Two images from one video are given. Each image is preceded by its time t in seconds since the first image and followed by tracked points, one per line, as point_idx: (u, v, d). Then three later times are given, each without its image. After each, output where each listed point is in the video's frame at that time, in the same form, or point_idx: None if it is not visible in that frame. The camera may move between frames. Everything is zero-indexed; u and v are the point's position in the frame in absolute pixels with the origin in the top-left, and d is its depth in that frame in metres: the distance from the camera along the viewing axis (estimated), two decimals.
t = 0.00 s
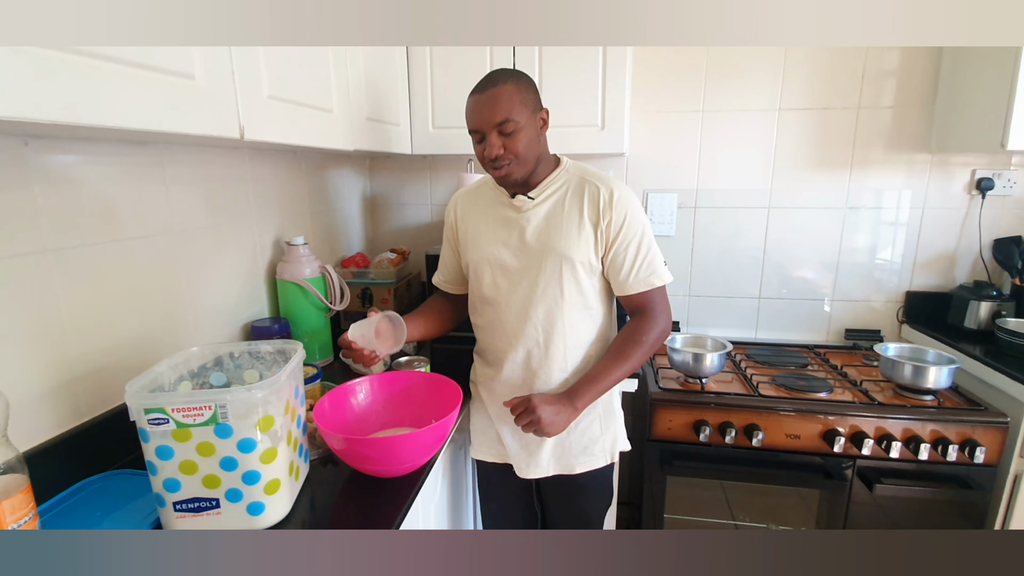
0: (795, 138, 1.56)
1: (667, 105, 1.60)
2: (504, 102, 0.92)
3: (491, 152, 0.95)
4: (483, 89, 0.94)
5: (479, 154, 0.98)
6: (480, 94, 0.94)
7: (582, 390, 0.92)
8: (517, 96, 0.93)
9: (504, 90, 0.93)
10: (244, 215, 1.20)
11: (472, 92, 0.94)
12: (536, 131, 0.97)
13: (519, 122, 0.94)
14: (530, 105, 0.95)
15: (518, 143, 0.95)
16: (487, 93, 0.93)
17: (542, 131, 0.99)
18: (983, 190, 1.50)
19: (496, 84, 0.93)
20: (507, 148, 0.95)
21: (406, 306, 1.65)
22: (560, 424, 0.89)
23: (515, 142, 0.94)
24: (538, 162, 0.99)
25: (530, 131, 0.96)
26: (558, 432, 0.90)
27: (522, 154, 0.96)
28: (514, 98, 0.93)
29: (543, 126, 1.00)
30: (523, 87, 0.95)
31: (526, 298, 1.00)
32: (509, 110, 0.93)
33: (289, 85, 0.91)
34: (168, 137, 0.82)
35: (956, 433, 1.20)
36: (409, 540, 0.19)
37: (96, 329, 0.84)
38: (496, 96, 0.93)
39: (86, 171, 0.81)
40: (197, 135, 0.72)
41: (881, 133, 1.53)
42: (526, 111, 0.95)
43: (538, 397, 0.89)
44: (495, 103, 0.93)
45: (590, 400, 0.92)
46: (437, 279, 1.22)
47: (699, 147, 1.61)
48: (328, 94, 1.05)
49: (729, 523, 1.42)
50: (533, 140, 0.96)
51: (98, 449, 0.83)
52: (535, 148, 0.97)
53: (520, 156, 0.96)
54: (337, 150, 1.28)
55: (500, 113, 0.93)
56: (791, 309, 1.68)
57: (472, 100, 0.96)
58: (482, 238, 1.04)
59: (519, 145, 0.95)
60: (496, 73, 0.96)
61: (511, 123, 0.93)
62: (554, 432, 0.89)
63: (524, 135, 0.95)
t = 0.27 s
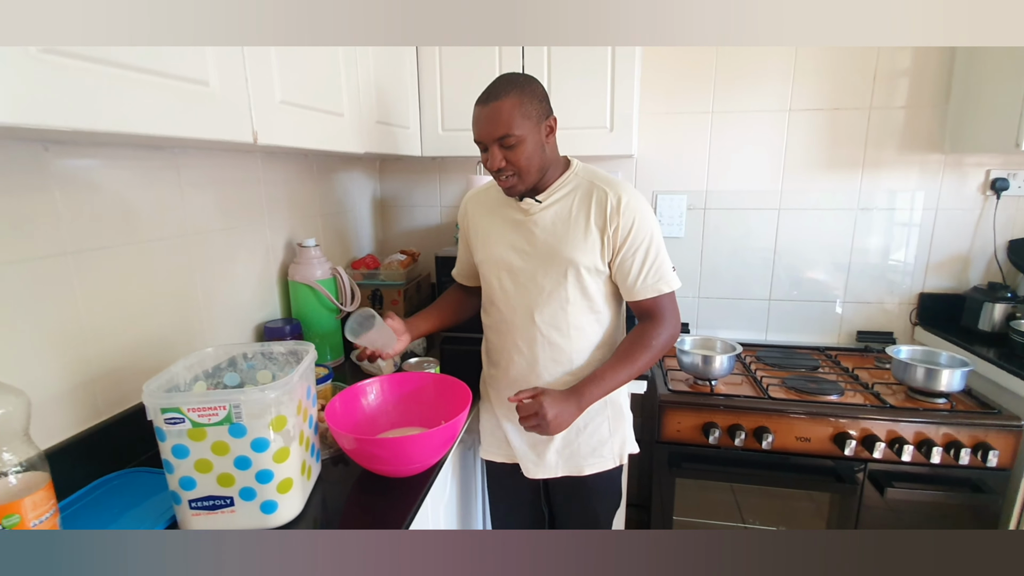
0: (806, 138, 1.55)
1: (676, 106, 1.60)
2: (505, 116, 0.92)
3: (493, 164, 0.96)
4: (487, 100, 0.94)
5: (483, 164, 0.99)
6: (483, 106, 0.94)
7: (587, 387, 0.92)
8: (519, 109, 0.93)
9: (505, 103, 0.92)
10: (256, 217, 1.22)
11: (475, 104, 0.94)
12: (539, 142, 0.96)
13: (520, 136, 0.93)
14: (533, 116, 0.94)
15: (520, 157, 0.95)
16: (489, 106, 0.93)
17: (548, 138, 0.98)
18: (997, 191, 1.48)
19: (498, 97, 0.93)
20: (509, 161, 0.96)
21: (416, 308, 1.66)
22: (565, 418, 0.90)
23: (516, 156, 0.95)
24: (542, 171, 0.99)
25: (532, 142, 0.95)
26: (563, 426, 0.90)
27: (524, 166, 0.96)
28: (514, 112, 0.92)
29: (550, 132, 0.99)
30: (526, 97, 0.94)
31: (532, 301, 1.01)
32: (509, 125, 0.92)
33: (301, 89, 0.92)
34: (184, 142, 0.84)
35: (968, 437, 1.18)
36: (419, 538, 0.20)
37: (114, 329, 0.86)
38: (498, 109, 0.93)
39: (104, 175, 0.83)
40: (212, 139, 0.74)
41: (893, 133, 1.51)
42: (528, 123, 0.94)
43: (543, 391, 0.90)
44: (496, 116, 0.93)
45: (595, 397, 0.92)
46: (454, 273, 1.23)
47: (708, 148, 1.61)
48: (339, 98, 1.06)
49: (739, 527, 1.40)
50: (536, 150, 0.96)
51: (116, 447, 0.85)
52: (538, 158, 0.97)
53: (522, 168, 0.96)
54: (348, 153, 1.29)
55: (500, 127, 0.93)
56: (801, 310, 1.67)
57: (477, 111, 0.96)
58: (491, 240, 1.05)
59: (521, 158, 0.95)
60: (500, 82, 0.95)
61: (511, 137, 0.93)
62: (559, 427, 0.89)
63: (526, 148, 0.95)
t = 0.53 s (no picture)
0: (814, 137, 1.55)
1: (683, 107, 1.60)
2: (515, 116, 0.93)
3: (502, 164, 0.97)
4: (498, 100, 0.96)
5: (493, 164, 1.00)
6: (494, 106, 0.95)
7: (569, 352, 0.93)
8: (529, 109, 0.94)
9: (516, 103, 0.93)
10: (267, 221, 1.23)
11: (486, 105, 0.95)
12: (548, 143, 0.97)
13: (529, 136, 0.94)
14: (543, 117, 0.95)
15: (529, 157, 0.96)
16: (500, 106, 0.94)
17: (558, 140, 0.99)
18: (1008, 189, 1.47)
19: (509, 97, 0.93)
20: (518, 161, 0.96)
21: (424, 309, 1.67)
22: (535, 370, 0.91)
23: (525, 156, 0.96)
24: (551, 173, 1.00)
25: (542, 143, 0.96)
26: (529, 377, 0.91)
27: (533, 167, 0.97)
28: (525, 112, 0.93)
29: (560, 133, 0.99)
30: (537, 98, 0.95)
31: (536, 300, 1.02)
32: (519, 125, 0.93)
33: (312, 95, 0.93)
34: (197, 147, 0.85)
35: (980, 437, 1.18)
36: (441, 540, 0.21)
37: (129, 332, 0.87)
38: (508, 109, 0.93)
39: (121, 181, 0.85)
40: (225, 146, 0.75)
41: (902, 132, 1.50)
42: (538, 124, 0.95)
43: (519, 335, 0.92)
44: (506, 117, 0.94)
45: (572, 363, 0.92)
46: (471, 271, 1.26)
47: (715, 148, 1.60)
48: (348, 103, 1.07)
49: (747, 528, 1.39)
50: (545, 151, 0.97)
51: (132, 448, 0.87)
52: (548, 159, 0.97)
53: (531, 168, 0.97)
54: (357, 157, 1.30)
55: (511, 128, 0.94)
56: (810, 310, 1.66)
57: (488, 111, 0.97)
58: (499, 240, 1.06)
59: (530, 159, 0.96)
60: (512, 83, 0.96)
61: (521, 138, 0.94)
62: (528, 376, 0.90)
63: (535, 149, 0.95)
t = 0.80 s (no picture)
0: (823, 132, 1.54)
1: (690, 105, 1.59)
2: (524, 116, 0.93)
3: (511, 164, 0.98)
4: (507, 101, 0.96)
5: (502, 164, 1.00)
6: (504, 106, 0.96)
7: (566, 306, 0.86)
8: (539, 109, 0.94)
9: (526, 103, 0.94)
10: (279, 228, 1.25)
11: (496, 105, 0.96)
12: (557, 143, 0.97)
13: (538, 136, 0.95)
14: (552, 118, 0.96)
15: (538, 157, 0.96)
16: (509, 106, 0.95)
17: (567, 140, 1.00)
18: None
19: (518, 97, 0.94)
20: (527, 160, 0.97)
21: (435, 313, 1.68)
22: (534, 301, 0.83)
23: (534, 156, 0.96)
24: (560, 173, 1.00)
25: (551, 143, 0.96)
26: (524, 307, 0.82)
27: (542, 167, 0.97)
28: (534, 112, 0.93)
29: (569, 134, 1.00)
30: (547, 98, 0.95)
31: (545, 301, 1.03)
32: (529, 124, 0.94)
33: (321, 103, 0.95)
34: (210, 158, 0.87)
35: (1002, 433, 1.16)
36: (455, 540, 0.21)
37: (147, 341, 0.89)
38: (517, 110, 0.94)
39: (137, 192, 0.86)
40: (238, 156, 0.76)
41: (914, 124, 1.49)
42: (548, 124, 0.95)
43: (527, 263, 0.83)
44: (516, 117, 0.94)
45: (569, 315, 0.85)
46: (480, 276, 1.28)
47: (724, 145, 1.60)
48: (357, 110, 1.09)
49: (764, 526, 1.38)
50: (554, 151, 0.97)
51: (152, 454, 0.88)
52: (557, 159, 0.98)
53: (540, 168, 0.97)
54: (366, 163, 1.32)
55: (520, 127, 0.94)
56: (824, 307, 1.64)
57: (498, 111, 0.98)
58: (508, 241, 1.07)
59: (539, 159, 0.96)
60: (521, 83, 0.96)
61: (530, 137, 0.94)
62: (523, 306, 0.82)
63: (545, 148, 0.96)
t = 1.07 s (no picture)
0: (833, 133, 1.53)
1: (699, 107, 1.59)
2: (531, 114, 0.95)
3: (518, 162, 0.98)
4: (513, 102, 0.98)
5: (508, 165, 1.01)
6: (510, 106, 0.97)
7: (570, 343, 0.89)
8: (545, 108, 0.96)
9: (532, 103, 0.95)
10: (289, 233, 1.26)
11: (502, 104, 0.97)
12: (563, 144, 0.98)
13: (545, 134, 0.96)
14: (558, 117, 0.97)
15: (544, 156, 0.97)
16: (516, 106, 0.96)
17: (571, 142, 1.01)
18: None
19: (524, 97, 0.96)
20: (534, 160, 0.97)
21: (443, 317, 1.69)
22: (538, 366, 0.85)
23: (542, 154, 0.97)
24: (565, 175, 1.00)
25: (557, 142, 0.98)
26: (532, 372, 0.85)
27: (549, 166, 0.98)
28: (541, 111, 0.95)
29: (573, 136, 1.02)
30: (552, 99, 0.97)
31: (551, 306, 1.02)
32: (535, 122, 0.95)
33: (332, 109, 0.96)
34: (223, 163, 0.88)
35: (1020, 437, 1.14)
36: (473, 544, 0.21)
37: (160, 345, 0.90)
38: (524, 108, 0.96)
39: (151, 198, 0.88)
40: (251, 161, 0.77)
41: (926, 125, 1.47)
42: (553, 123, 0.97)
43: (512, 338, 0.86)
44: (522, 115, 0.96)
45: (575, 353, 0.88)
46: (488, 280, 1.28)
47: (732, 147, 1.59)
48: (366, 115, 1.09)
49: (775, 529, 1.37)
50: (560, 150, 0.98)
51: (165, 457, 0.89)
52: (563, 158, 0.99)
53: (547, 167, 0.98)
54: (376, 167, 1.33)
55: (527, 125, 0.96)
56: (835, 310, 1.63)
57: (503, 113, 0.99)
58: (512, 246, 1.07)
59: (546, 157, 0.97)
60: (527, 85, 0.99)
61: (537, 135, 0.96)
62: (530, 371, 0.85)
63: (551, 146, 0.97)
